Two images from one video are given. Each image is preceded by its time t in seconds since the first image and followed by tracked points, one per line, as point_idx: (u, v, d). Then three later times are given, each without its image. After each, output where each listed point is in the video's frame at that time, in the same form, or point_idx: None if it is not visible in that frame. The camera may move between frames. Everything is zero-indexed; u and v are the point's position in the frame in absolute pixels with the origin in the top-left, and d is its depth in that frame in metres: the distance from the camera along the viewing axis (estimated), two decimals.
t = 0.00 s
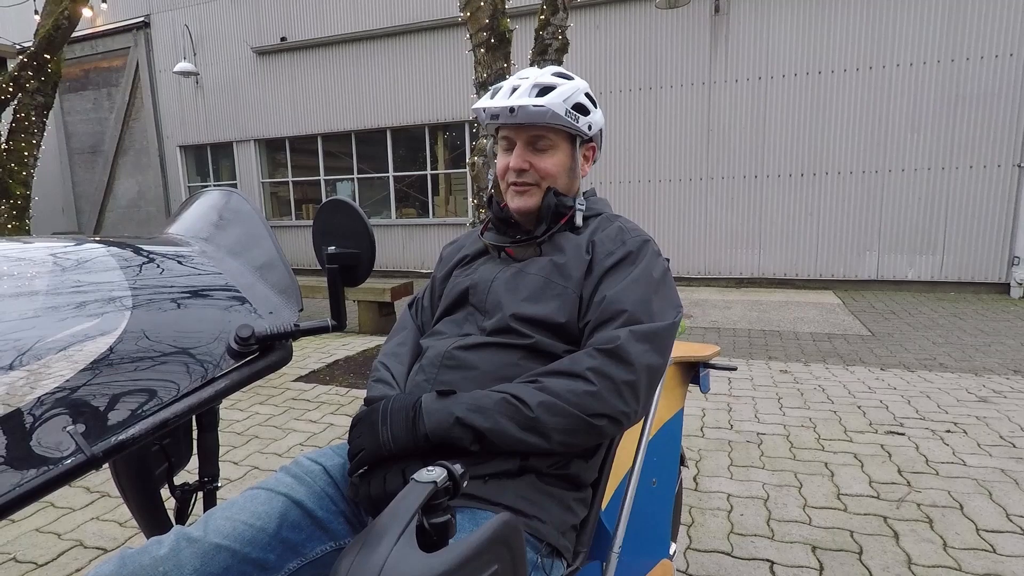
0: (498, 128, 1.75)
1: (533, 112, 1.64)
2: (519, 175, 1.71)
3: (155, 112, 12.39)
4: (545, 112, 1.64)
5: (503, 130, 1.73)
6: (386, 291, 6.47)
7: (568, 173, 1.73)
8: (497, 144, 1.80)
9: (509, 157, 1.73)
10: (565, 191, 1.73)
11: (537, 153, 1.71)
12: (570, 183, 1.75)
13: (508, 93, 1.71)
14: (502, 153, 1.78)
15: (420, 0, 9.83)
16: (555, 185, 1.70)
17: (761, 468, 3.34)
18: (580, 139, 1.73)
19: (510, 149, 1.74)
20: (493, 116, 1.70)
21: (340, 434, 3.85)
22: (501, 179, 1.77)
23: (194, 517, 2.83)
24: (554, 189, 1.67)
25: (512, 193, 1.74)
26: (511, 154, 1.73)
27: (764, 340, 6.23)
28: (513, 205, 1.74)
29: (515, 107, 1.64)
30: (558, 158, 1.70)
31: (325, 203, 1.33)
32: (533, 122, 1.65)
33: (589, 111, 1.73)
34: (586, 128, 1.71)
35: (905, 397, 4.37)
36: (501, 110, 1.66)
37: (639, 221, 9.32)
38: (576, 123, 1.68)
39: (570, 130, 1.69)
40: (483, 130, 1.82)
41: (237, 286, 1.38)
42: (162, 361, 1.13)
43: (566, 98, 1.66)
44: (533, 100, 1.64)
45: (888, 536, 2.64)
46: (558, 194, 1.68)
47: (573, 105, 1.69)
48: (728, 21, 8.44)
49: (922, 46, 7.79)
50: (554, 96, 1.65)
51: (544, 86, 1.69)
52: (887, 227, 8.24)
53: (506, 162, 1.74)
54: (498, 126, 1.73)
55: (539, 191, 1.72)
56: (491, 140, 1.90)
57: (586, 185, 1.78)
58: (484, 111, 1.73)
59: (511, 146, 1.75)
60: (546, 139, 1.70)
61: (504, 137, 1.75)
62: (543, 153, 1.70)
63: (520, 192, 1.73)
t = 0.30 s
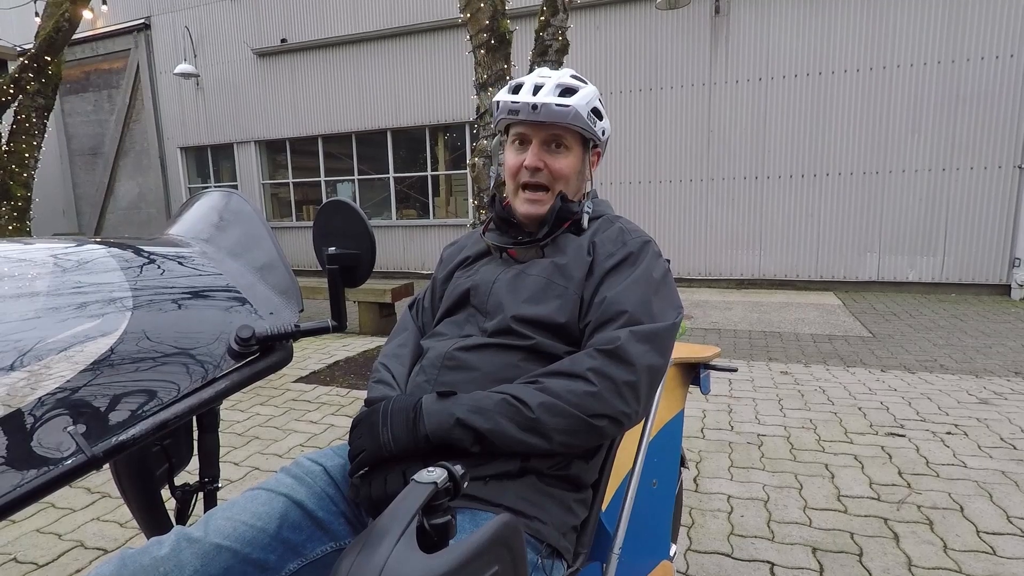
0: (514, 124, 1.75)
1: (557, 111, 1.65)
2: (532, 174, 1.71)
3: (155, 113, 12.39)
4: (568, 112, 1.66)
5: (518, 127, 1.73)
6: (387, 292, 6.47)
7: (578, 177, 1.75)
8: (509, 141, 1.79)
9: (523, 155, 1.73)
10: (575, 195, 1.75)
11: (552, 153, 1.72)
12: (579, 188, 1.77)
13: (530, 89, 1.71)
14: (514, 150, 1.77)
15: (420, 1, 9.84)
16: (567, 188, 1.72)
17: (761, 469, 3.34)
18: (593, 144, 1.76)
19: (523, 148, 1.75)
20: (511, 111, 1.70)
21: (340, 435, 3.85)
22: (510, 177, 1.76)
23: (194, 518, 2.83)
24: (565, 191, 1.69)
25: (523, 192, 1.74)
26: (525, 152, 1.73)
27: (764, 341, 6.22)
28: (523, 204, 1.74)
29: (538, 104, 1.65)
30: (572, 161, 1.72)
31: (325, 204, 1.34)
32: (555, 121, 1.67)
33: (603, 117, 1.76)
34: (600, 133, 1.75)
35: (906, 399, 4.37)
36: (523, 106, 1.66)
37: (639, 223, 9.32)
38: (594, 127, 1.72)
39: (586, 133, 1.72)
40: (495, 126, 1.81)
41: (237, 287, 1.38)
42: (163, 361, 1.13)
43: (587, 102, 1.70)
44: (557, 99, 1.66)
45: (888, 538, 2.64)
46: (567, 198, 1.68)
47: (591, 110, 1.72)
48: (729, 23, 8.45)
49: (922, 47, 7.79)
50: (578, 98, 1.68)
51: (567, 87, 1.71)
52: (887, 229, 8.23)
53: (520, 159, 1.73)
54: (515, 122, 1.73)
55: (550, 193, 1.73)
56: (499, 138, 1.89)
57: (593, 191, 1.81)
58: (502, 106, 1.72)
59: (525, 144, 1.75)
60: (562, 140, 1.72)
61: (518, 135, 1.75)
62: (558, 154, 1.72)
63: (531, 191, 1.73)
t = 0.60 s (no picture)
0: (492, 128, 1.76)
1: (522, 109, 1.64)
2: (513, 176, 1.71)
3: (156, 113, 12.41)
4: (534, 109, 1.64)
5: (496, 130, 1.74)
6: (387, 292, 6.47)
7: (563, 170, 1.72)
8: (493, 145, 1.80)
9: (504, 158, 1.73)
10: (562, 191, 1.73)
11: (530, 153, 1.70)
12: (566, 181, 1.74)
13: (499, 93, 1.72)
14: (498, 154, 1.78)
15: (421, 2, 9.84)
16: (552, 185, 1.70)
17: (762, 469, 3.33)
18: (574, 136, 1.72)
19: (504, 150, 1.75)
20: (486, 117, 1.71)
21: (341, 436, 3.85)
22: (498, 180, 1.77)
23: (195, 518, 2.84)
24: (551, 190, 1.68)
25: (509, 194, 1.74)
26: (505, 155, 1.73)
27: (765, 341, 6.22)
28: (511, 205, 1.74)
29: (504, 105, 1.65)
30: (552, 157, 1.69)
31: (326, 204, 1.33)
32: (525, 119, 1.65)
33: (581, 108, 1.71)
34: (578, 124, 1.70)
35: (907, 399, 4.37)
36: (491, 109, 1.67)
37: (640, 223, 9.31)
38: (567, 119, 1.67)
39: (561, 127, 1.68)
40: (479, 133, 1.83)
41: (238, 287, 1.38)
42: (163, 362, 1.13)
43: (555, 96, 1.67)
44: (522, 98, 1.65)
45: (890, 538, 2.63)
46: (557, 196, 1.68)
47: (564, 102, 1.68)
48: (729, 23, 8.45)
49: (922, 47, 7.79)
50: (542, 93, 1.66)
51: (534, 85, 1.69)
52: (888, 229, 8.23)
53: (501, 163, 1.74)
54: (491, 127, 1.73)
55: (534, 190, 1.71)
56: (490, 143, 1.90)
57: (584, 183, 1.77)
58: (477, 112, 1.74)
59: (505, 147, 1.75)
60: (537, 138, 1.69)
61: (497, 138, 1.75)
62: (536, 151, 1.70)
63: (517, 192, 1.73)
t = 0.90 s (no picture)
0: (483, 131, 1.76)
1: (510, 110, 1.64)
2: (506, 176, 1.71)
3: (155, 115, 12.40)
4: (522, 108, 1.64)
5: (487, 133, 1.74)
6: (388, 293, 6.48)
7: (556, 168, 1.72)
8: (486, 148, 1.80)
9: (496, 160, 1.74)
10: (557, 188, 1.73)
11: (522, 152, 1.70)
12: (560, 179, 1.74)
13: (488, 95, 1.73)
14: (491, 156, 1.78)
15: (419, 3, 9.84)
16: (546, 183, 1.70)
17: (763, 468, 3.33)
18: (565, 134, 1.72)
19: (496, 152, 1.75)
20: (476, 120, 1.72)
21: (341, 437, 3.85)
22: (493, 182, 1.78)
23: (197, 521, 2.84)
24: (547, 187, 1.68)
25: (504, 194, 1.75)
26: (497, 156, 1.73)
27: (766, 339, 6.22)
28: (506, 206, 1.74)
29: (493, 107, 1.66)
30: (544, 155, 1.70)
31: (323, 207, 1.34)
32: (514, 120, 1.66)
33: (571, 105, 1.71)
34: (568, 121, 1.69)
35: (907, 396, 4.36)
36: (480, 112, 1.67)
37: (639, 222, 9.31)
38: (556, 117, 1.67)
39: (551, 125, 1.68)
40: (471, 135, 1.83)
41: (237, 289, 1.38)
42: (163, 365, 1.13)
43: (543, 94, 1.66)
44: (509, 98, 1.65)
45: (891, 535, 2.63)
46: (553, 193, 1.68)
47: (552, 100, 1.68)
48: (728, 21, 8.44)
49: (921, 44, 7.79)
50: (530, 92, 1.65)
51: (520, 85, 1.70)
52: (888, 226, 8.23)
53: (494, 165, 1.75)
54: (482, 129, 1.74)
55: (528, 190, 1.71)
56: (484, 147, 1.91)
57: (580, 180, 1.77)
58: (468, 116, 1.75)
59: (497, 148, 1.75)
60: (528, 137, 1.69)
61: (489, 139, 1.75)
62: (528, 151, 1.70)
63: (511, 192, 1.73)
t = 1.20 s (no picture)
0: (483, 131, 1.76)
1: (511, 111, 1.64)
2: (506, 177, 1.71)
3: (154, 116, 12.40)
4: (523, 110, 1.63)
5: (487, 133, 1.74)
6: (387, 293, 6.48)
7: (556, 169, 1.72)
8: (486, 147, 1.80)
9: (497, 160, 1.74)
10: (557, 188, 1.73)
11: (522, 153, 1.70)
12: (560, 178, 1.74)
13: (487, 95, 1.72)
14: (491, 156, 1.78)
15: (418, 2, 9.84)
16: (545, 182, 1.70)
17: (763, 467, 3.33)
18: (565, 134, 1.72)
19: (496, 152, 1.75)
20: (476, 120, 1.71)
21: (341, 437, 3.85)
22: (493, 182, 1.78)
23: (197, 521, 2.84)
24: (545, 186, 1.68)
25: (504, 194, 1.75)
26: (497, 157, 1.73)
27: (765, 338, 6.22)
28: (506, 205, 1.74)
29: (493, 108, 1.65)
30: (544, 156, 1.70)
31: (321, 207, 1.33)
32: (514, 120, 1.65)
33: (572, 106, 1.71)
34: (568, 122, 1.69)
35: (907, 395, 4.37)
36: (481, 112, 1.67)
37: (639, 222, 9.32)
38: (557, 118, 1.67)
39: (551, 126, 1.68)
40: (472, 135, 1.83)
41: (235, 289, 1.38)
42: (161, 365, 1.13)
43: (544, 95, 1.66)
44: (510, 99, 1.64)
45: (891, 534, 2.64)
46: (552, 192, 1.68)
47: (553, 101, 1.67)
48: (727, 21, 8.44)
49: (920, 43, 7.79)
50: (530, 93, 1.65)
51: (521, 86, 1.69)
52: (887, 225, 8.24)
53: (494, 164, 1.75)
54: (481, 129, 1.74)
55: (528, 190, 1.71)
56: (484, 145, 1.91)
57: (579, 180, 1.77)
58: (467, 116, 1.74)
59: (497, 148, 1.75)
60: (528, 138, 1.69)
61: (489, 140, 1.75)
62: (528, 152, 1.70)
63: (511, 192, 1.73)
